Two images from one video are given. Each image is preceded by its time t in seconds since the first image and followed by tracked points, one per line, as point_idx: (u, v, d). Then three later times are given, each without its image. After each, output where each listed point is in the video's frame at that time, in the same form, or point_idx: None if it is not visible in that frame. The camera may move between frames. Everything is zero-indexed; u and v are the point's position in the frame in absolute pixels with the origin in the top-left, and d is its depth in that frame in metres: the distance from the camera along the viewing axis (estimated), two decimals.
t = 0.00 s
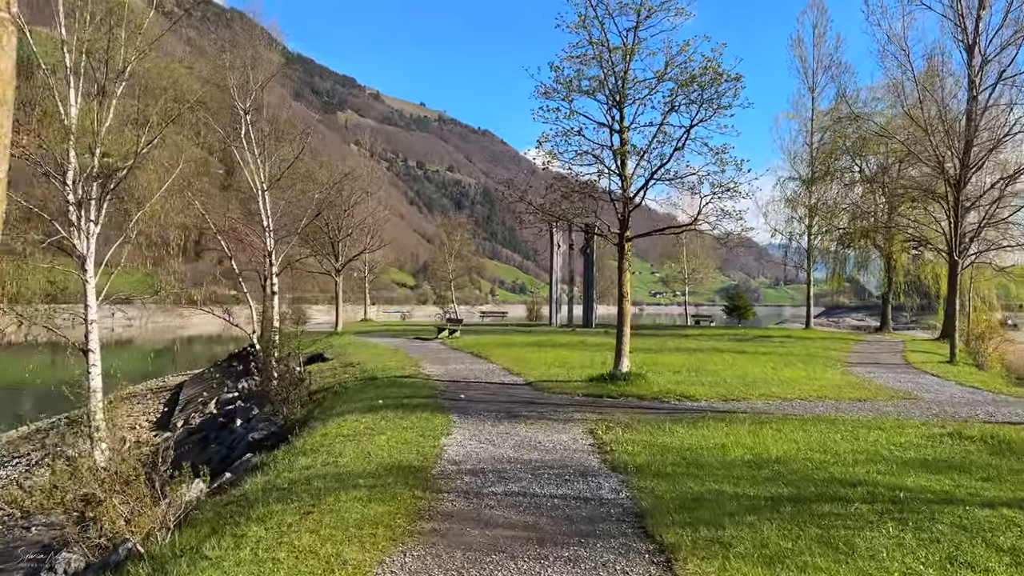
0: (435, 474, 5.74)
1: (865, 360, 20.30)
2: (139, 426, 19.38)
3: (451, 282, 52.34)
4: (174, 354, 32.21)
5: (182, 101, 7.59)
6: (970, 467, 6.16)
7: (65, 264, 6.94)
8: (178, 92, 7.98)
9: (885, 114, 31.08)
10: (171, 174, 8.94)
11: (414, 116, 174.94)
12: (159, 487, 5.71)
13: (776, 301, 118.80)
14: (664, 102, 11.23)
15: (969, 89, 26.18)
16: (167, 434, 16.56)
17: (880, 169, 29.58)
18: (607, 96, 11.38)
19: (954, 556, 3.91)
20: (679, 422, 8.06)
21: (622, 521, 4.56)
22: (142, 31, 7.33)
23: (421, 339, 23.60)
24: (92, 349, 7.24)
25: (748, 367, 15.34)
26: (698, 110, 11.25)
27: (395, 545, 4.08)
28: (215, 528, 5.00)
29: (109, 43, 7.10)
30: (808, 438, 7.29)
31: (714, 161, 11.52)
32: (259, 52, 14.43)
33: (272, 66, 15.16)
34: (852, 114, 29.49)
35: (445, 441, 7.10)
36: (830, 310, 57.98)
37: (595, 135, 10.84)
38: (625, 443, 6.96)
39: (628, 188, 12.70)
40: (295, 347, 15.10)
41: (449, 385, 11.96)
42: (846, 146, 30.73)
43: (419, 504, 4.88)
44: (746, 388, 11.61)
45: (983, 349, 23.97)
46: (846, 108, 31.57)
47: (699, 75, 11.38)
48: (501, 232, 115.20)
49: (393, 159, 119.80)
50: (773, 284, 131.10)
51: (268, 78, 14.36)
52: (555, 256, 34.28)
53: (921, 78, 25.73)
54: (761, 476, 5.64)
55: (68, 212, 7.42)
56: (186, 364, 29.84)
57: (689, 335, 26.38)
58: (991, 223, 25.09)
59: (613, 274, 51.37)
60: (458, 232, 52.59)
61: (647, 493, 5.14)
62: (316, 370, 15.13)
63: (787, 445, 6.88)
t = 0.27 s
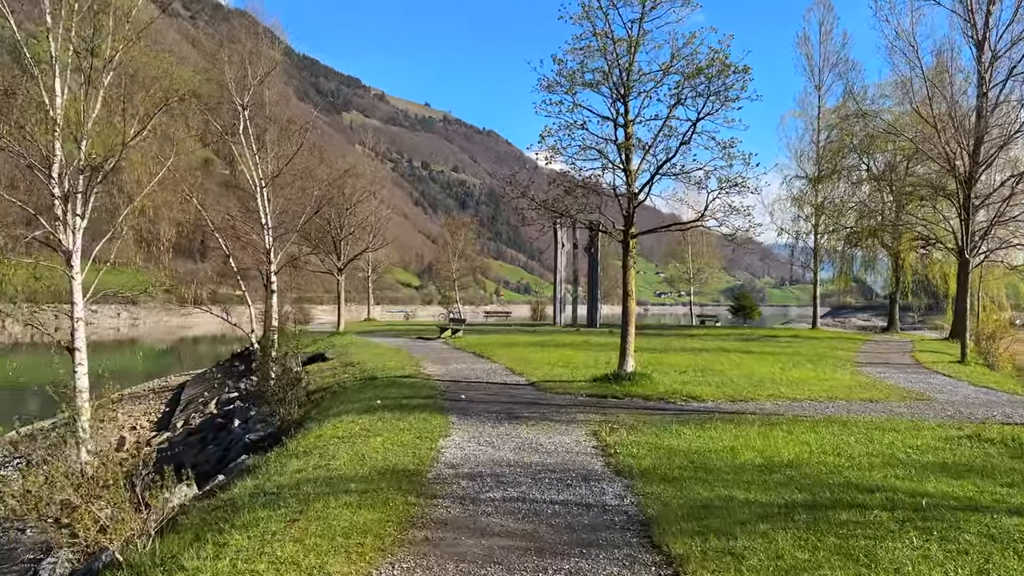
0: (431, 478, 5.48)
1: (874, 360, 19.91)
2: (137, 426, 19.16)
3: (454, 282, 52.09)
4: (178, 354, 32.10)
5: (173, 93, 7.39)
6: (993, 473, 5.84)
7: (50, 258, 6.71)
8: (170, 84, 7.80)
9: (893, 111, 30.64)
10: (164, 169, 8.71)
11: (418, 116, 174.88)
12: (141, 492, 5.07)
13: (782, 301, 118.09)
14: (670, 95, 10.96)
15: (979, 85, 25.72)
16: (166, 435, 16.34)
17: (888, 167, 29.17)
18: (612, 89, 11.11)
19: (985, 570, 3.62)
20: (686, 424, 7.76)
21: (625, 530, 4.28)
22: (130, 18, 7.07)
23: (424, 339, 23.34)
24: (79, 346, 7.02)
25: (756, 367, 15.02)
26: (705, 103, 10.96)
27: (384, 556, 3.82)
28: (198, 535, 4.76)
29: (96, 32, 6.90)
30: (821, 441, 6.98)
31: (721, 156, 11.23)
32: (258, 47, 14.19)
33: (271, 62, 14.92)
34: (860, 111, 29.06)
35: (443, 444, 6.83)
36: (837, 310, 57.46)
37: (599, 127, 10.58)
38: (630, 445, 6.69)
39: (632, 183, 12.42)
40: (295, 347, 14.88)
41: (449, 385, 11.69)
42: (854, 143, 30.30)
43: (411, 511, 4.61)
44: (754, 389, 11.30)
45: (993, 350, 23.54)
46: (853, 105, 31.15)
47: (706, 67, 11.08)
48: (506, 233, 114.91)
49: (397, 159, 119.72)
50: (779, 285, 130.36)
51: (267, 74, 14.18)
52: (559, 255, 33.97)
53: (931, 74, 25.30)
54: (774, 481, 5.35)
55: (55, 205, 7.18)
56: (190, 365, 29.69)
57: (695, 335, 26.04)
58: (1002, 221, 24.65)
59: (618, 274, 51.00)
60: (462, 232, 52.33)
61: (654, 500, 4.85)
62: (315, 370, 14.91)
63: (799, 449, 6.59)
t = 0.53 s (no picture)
0: (427, 493, 5.20)
1: (884, 363, 19.55)
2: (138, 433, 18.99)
3: (458, 282, 51.87)
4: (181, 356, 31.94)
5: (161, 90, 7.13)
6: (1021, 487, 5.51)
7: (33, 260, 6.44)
8: (158, 80, 7.53)
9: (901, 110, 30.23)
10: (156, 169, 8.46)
11: (422, 116, 174.87)
12: (120, 511, 4.65)
13: (787, 301, 117.53)
14: (677, 92, 10.66)
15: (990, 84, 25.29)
16: (164, 439, 16.10)
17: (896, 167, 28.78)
18: (616, 86, 10.81)
19: None
20: (693, 432, 7.47)
21: (632, 553, 3.99)
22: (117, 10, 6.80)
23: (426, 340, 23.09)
24: (64, 353, 6.77)
25: (764, 370, 14.72)
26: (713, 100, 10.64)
27: None
28: (179, 554, 4.49)
29: (83, 26, 6.66)
30: (836, 451, 6.67)
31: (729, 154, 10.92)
32: (256, 46, 13.95)
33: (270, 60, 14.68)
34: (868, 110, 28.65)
35: (441, 454, 6.55)
36: (842, 310, 57.08)
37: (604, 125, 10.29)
38: (636, 456, 6.40)
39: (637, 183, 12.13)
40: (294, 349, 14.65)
41: (450, 389, 11.43)
42: (862, 143, 29.92)
43: (404, 531, 4.32)
44: (763, 393, 11.00)
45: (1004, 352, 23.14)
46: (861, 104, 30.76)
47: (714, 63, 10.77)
48: (509, 233, 114.68)
49: (401, 160, 119.63)
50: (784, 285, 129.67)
51: (266, 72, 13.97)
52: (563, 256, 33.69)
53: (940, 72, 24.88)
54: (790, 496, 5.06)
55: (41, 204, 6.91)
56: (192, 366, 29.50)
57: (700, 337, 25.72)
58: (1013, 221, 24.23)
59: (622, 274, 50.69)
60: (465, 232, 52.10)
61: (663, 518, 4.57)
62: (315, 373, 14.67)
63: (815, 459, 6.29)
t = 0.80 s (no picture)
0: (423, 499, 4.93)
1: (893, 363, 19.20)
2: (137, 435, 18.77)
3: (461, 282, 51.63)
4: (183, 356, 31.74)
5: (150, 79, 6.88)
6: None
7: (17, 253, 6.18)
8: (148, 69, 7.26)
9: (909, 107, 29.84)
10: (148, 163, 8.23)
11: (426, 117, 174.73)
12: (96, 517, 4.38)
13: (792, 301, 116.96)
14: (684, 84, 10.36)
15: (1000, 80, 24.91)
16: (164, 439, 15.87)
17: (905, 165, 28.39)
18: (621, 77, 10.54)
19: None
20: (701, 434, 7.17)
21: (639, 566, 3.72)
22: None
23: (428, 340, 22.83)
24: (48, 353, 6.53)
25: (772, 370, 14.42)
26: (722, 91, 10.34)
27: None
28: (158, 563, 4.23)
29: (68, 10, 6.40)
30: (851, 455, 6.38)
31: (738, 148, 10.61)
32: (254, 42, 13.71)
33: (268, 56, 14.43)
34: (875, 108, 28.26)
35: (439, 457, 6.28)
36: (848, 310, 56.65)
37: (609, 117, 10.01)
38: (643, 459, 6.12)
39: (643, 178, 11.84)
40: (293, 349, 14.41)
41: (450, 390, 11.14)
42: (869, 141, 29.53)
43: (396, 540, 4.06)
44: (772, 394, 10.70)
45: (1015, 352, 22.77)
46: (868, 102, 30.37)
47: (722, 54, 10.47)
48: (513, 233, 114.41)
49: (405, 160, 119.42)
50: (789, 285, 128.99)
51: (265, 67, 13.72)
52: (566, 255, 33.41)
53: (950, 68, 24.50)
54: (807, 503, 4.78)
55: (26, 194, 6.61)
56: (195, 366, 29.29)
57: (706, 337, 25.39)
58: None
59: (626, 275, 50.40)
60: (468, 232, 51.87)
61: (673, 526, 4.29)
62: (314, 373, 14.41)
63: (830, 463, 6.00)
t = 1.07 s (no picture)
0: (415, 516, 4.67)
1: (901, 366, 18.86)
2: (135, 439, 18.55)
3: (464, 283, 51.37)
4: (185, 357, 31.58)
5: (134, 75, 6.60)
6: None
7: None
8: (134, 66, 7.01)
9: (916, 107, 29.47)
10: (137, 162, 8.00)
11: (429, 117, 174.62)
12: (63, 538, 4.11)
13: (796, 302, 116.34)
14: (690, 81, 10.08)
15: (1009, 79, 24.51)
16: (160, 443, 15.64)
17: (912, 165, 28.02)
18: (625, 74, 10.26)
19: None
20: (708, 444, 6.89)
21: None
22: None
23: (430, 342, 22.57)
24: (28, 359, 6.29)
25: (779, 374, 14.12)
26: (728, 88, 10.04)
27: None
28: None
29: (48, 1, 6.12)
30: (866, 467, 6.08)
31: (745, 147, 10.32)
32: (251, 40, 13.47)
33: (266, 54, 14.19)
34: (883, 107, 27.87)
35: (435, 469, 6.02)
36: (853, 311, 56.18)
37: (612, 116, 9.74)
38: (648, 471, 5.84)
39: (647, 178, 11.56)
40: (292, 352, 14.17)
41: (450, 395, 10.88)
42: (876, 140, 29.14)
43: (384, 564, 3.80)
44: (780, 399, 10.40)
45: None
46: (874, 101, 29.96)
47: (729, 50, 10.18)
48: (516, 234, 114.13)
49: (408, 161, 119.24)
50: (794, 286, 128.18)
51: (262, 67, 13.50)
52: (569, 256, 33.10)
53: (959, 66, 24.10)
54: (822, 522, 4.49)
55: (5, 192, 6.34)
56: (196, 368, 29.10)
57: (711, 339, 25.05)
58: None
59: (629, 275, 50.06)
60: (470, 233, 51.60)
61: (680, 549, 4.01)
62: (313, 377, 14.17)
63: (844, 477, 5.70)
